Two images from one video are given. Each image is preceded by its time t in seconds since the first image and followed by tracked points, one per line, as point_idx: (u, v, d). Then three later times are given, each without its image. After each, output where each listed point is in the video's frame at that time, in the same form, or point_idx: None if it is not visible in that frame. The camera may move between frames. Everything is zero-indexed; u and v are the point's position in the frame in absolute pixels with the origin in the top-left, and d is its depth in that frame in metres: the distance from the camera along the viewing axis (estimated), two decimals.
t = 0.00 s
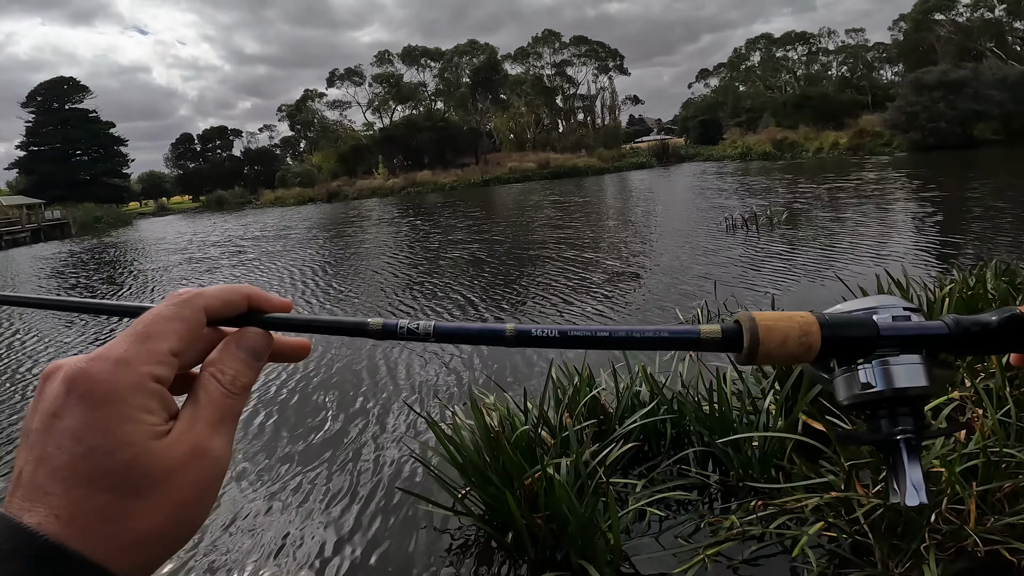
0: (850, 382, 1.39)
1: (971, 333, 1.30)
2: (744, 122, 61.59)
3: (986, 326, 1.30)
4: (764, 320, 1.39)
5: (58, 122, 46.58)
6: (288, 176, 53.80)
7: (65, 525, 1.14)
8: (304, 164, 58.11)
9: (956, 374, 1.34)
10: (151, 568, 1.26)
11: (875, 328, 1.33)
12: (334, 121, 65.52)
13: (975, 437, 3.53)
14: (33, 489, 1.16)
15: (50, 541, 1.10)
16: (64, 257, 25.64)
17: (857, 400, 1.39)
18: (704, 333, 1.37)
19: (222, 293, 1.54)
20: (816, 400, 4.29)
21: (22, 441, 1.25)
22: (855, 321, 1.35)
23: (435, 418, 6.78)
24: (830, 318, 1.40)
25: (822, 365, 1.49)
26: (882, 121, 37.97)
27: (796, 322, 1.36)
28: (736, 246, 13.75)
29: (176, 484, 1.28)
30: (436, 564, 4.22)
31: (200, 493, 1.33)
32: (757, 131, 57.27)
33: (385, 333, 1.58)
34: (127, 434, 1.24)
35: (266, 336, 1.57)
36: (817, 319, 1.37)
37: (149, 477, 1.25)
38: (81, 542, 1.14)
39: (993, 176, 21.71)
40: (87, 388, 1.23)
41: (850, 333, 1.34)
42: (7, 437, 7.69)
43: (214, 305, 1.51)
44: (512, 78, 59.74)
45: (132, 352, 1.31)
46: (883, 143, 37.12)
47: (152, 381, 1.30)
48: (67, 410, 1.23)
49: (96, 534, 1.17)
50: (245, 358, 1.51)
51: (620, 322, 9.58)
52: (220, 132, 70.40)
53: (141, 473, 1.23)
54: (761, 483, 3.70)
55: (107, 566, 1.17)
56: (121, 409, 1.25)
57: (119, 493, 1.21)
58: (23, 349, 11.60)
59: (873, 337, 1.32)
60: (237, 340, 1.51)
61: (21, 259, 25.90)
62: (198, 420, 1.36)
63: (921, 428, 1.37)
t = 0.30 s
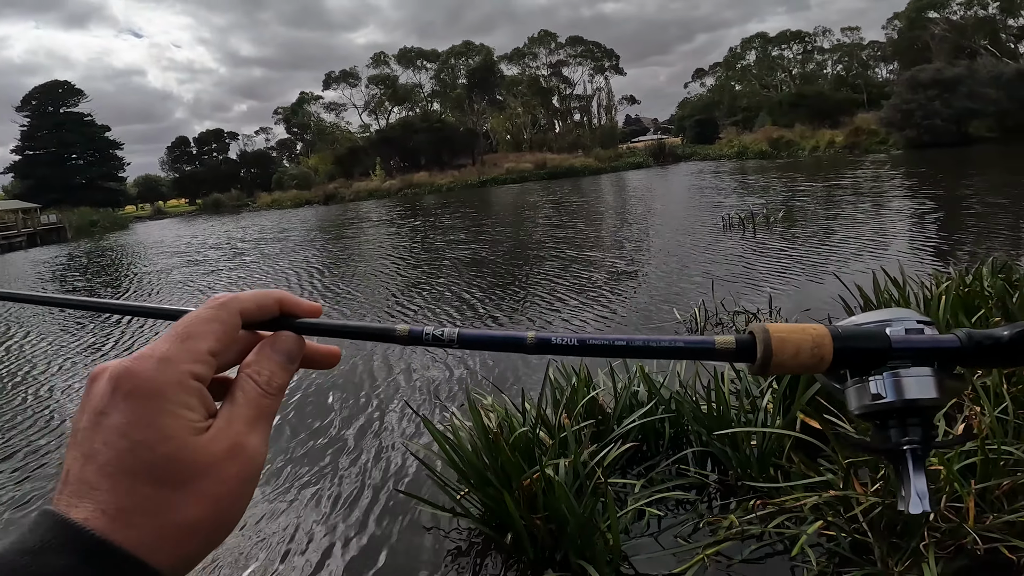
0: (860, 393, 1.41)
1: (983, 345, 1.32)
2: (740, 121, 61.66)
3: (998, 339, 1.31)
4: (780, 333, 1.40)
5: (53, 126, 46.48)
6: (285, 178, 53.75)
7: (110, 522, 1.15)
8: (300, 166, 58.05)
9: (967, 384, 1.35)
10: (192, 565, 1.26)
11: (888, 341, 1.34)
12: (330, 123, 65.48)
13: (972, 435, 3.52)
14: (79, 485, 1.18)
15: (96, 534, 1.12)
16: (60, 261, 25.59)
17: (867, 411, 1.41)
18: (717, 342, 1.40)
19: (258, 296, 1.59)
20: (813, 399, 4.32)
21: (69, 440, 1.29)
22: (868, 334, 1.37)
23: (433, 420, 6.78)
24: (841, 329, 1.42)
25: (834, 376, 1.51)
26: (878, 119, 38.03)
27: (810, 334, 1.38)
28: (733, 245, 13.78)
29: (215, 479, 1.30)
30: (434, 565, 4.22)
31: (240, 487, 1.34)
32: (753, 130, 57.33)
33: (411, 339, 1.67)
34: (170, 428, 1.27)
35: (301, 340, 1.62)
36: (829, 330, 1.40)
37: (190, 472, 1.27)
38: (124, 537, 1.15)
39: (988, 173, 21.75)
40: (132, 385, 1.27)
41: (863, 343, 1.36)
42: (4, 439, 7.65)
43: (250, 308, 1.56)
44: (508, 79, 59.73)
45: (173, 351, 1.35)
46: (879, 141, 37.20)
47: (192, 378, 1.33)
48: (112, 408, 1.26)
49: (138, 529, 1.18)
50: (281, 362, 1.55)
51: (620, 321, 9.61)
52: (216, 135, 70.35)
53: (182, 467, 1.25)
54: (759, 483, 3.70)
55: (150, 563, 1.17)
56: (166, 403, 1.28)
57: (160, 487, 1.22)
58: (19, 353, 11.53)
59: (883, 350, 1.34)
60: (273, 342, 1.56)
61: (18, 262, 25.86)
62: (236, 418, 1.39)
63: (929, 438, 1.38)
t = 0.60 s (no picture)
0: (852, 424, 1.48)
1: (971, 383, 1.37)
2: (738, 121, 61.63)
3: (985, 377, 1.37)
4: (775, 369, 1.46)
5: (52, 133, 46.54)
6: (283, 183, 53.85)
7: (148, 535, 1.21)
8: (300, 171, 58.09)
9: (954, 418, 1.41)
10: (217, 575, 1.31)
11: (878, 378, 1.40)
12: (328, 128, 65.53)
13: (972, 437, 3.50)
14: (118, 501, 1.25)
15: (131, 547, 1.17)
16: (60, 268, 25.59)
17: (858, 441, 1.48)
18: (717, 379, 1.45)
19: (286, 330, 1.64)
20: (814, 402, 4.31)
21: (106, 460, 1.36)
22: (860, 370, 1.42)
23: (434, 425, 6.78)
24: (836, 365, 1.48)
25: (827, 407, 1.57)
26: (876, 118, 37.98)
27: (805, 373, 1.43)
28: (733, 245, 13.78)
29: (241, 500, 1.36)
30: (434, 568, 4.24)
31: (265, 506, 1.41)
32: (751, 130, 57.33)
33: (429, 372, 1.70)
34: (202, 453, 1.34)
35: (324, 372, 1.68)
36: (822, 367, 1.45)
37: (221, 491, 1.33)
38: (160, 549, 1.21)
39: (988, 171, 21.70)
40: (170, 412, 1.35)
41: (854, 379, 1.42)
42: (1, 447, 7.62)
43: (278, 341, 1.63)
44: (506, 82, 59.77)
45: (208, 379, 1.43)
46: (877, 140, 37.15)
47: (223, 406, 1.40)
48: (150, 430, 1.34)
49: (173, 541, 1.24)
50: (305, 391, 1.61)
51: (624, 322, 9.62)
52: (215, 141, 70.45)
53: (215, 487, 1.33)
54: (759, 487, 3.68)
55: (179, 574, 1.22)
56: (200, 429, 1.35)
57: (194, 503, 1.29)
58: (17, 361, 11.48)
59: (874, 386, 1.40)
60: (299, 373, 1.63)
61: (18, 270, 25.87)
62: (264, 444, 1.45)
63: (912, 470, 1.46)
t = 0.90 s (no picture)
0: (831, 443, 1.50)
1: (950, 408, 1.40)
2: (738, 120, 61.60)
3: (962, 402, 1.42)
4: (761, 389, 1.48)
5: (52, 139, 46.70)
6: (284, 186, 53.96)
7: (162, 532, 1.20)
8: (300, 175, 58.23)
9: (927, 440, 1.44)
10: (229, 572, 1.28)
11: (860, 401, 1.42)
12: (328, 131, 65.66)
13: (974, 439, 3.49)
14: (132, 500, 1.23)
15: (149, 543, 1.17)
16: (62, 273, 25.65)
17: (838, 459, 1.50)
18: (702, 399, 1.46)
19: (292, 340, 1.64)
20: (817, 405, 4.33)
21: (121, 465, 1.35)
22: (841, 395, 1.43)
23: (434, 427, 6.79)
24: (819, 387, 1.49)
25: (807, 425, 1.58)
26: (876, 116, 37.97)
27: (789, 397, 1.45)
28: (733, 244, 13.78)
29: (251, 500, 1.34)
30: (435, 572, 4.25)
31: (273, 504, 1.38)
32: (751, 129, 57.32)
33: (426, 385, 1.70)
34: (215, 455, 1.33)
35: (329, 382, 1.68)
36: (805, 389, 1.47)
37: (230, 489, 1.32)
38: (174, 544, 1.20)
39: (987, 168, 21.66)
40: (183, 416, 1.35)
41: (837, 402, 1.42)
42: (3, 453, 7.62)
43: (285, 349, 1.63)
44: (505, 83, 59.84)
45: (220, 386, 1.42)
46: (877, 138, 37.13)
47: (236, 411, 1.40)
48: (164, 432, 1.33)
49: (186, 539, 1.23)
50: (310, 400, 1.60)
51: (627, 321, 9.66)
52: (215, 145, 70.61)
53: (224, 486, 1.31)
54: (759, 490, 3.68)
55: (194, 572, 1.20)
56: (211, 432, 1.35)
57: (206, 502, 1.28)
58: (21, 367, 11.49)
59: (856, 405, 1.42)
60: (306, 383, 1.62)
61: (20, 276, 25.96)
62: (275, 446, 1.44)
63: (878, 492, 1.49)
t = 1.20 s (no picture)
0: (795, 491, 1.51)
1: (923, 473, 1.35)
2: (741, 119, 61.53)
3: (942, 472, 1.35)
4: (721, 441, 1.44)
5: (57, 145, 46.93)
6: (286, 190, 54.05)
7: (161, 520, 1.20)
8: (303, 178, 58.40)
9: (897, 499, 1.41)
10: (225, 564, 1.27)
11: (825, 456, 1.38)
12: (331, 134, 65.84)
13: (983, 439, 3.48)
14: (131, 491, 1.23)
15: (149, 533, 1.17)
16: (68, 278, 25.79)
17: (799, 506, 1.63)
18: (664, 442, 1.48)
19: (278, 345, 1.64)
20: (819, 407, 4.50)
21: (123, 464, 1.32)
22: (808, 449, 1.40)
23: (438, 428, 6.82)
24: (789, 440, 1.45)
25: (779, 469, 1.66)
26: (878, 113, 37.88)
27: (752, 449, 1.41)
28: (737, 243, 13.77)
29: (246, 494, 1.33)
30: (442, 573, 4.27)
31: (263, 499, 1.37)
32: (753, 128, 57.18)
33: (400, 401, 1.79)
34: (209, 449, 1.34)
35: (314, 389, 1.68)
36: (771, 442, 1.43)
37: (226, 480, 1.32)
38: (172, 534, 1.20)
39: (991, 164, 21.60)
40: (180, 414, 1.36)
41: (800, 457, 1.39)
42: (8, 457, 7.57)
43: (271, 353, 1.63)
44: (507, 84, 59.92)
45: (213, 387, 1.43)
46: (879, 135, 37.02)
47: (228, 410, 1.41)
48: (160, 429, 1.34)
49: (187, 531, 1.22)
50: (297, 405, 1.60)
51: (633, 320, 9.68)
52: (218, 150, 70.86)
53: (221, 480, 1.31)
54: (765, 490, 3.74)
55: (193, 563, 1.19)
56: (207, 428, 1.36)
57: (202, 497, 1.27)
58: (28, 370, 11.47)
59: (819, 461, 1.38)
60: (292, 388, 1.63)
61: (26, 281, 26.11)
62: (266, 444, 1.43)
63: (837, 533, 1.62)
